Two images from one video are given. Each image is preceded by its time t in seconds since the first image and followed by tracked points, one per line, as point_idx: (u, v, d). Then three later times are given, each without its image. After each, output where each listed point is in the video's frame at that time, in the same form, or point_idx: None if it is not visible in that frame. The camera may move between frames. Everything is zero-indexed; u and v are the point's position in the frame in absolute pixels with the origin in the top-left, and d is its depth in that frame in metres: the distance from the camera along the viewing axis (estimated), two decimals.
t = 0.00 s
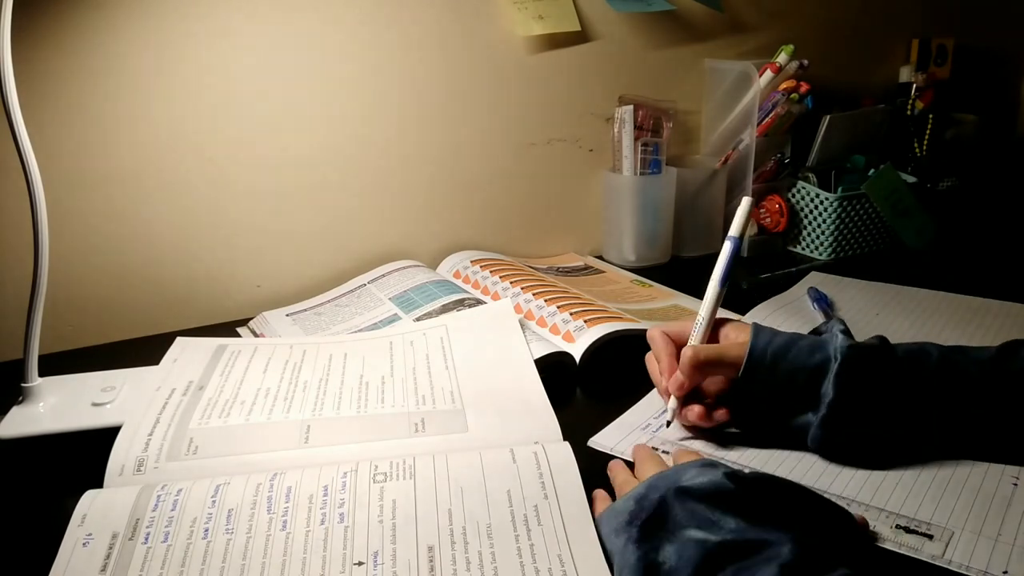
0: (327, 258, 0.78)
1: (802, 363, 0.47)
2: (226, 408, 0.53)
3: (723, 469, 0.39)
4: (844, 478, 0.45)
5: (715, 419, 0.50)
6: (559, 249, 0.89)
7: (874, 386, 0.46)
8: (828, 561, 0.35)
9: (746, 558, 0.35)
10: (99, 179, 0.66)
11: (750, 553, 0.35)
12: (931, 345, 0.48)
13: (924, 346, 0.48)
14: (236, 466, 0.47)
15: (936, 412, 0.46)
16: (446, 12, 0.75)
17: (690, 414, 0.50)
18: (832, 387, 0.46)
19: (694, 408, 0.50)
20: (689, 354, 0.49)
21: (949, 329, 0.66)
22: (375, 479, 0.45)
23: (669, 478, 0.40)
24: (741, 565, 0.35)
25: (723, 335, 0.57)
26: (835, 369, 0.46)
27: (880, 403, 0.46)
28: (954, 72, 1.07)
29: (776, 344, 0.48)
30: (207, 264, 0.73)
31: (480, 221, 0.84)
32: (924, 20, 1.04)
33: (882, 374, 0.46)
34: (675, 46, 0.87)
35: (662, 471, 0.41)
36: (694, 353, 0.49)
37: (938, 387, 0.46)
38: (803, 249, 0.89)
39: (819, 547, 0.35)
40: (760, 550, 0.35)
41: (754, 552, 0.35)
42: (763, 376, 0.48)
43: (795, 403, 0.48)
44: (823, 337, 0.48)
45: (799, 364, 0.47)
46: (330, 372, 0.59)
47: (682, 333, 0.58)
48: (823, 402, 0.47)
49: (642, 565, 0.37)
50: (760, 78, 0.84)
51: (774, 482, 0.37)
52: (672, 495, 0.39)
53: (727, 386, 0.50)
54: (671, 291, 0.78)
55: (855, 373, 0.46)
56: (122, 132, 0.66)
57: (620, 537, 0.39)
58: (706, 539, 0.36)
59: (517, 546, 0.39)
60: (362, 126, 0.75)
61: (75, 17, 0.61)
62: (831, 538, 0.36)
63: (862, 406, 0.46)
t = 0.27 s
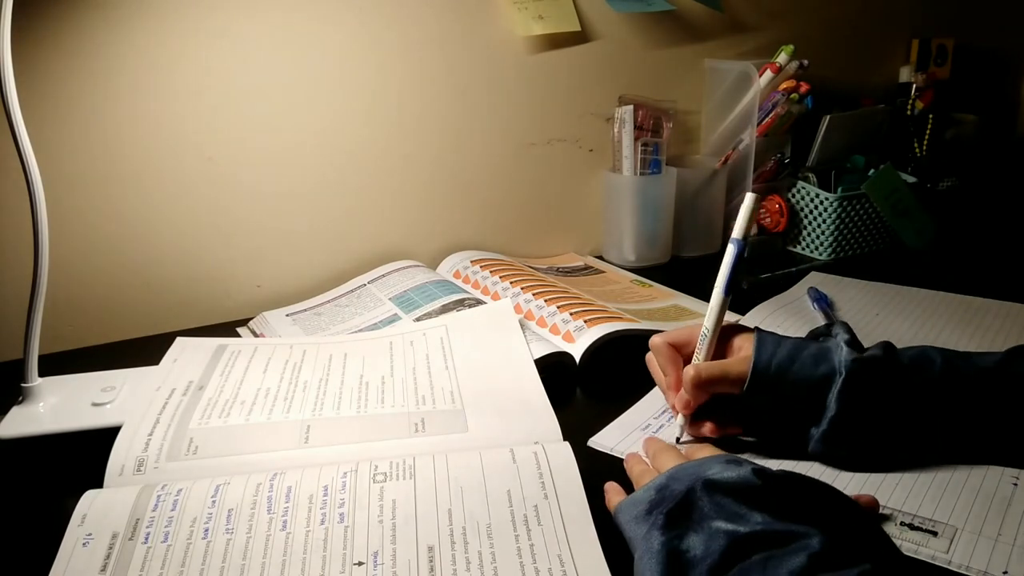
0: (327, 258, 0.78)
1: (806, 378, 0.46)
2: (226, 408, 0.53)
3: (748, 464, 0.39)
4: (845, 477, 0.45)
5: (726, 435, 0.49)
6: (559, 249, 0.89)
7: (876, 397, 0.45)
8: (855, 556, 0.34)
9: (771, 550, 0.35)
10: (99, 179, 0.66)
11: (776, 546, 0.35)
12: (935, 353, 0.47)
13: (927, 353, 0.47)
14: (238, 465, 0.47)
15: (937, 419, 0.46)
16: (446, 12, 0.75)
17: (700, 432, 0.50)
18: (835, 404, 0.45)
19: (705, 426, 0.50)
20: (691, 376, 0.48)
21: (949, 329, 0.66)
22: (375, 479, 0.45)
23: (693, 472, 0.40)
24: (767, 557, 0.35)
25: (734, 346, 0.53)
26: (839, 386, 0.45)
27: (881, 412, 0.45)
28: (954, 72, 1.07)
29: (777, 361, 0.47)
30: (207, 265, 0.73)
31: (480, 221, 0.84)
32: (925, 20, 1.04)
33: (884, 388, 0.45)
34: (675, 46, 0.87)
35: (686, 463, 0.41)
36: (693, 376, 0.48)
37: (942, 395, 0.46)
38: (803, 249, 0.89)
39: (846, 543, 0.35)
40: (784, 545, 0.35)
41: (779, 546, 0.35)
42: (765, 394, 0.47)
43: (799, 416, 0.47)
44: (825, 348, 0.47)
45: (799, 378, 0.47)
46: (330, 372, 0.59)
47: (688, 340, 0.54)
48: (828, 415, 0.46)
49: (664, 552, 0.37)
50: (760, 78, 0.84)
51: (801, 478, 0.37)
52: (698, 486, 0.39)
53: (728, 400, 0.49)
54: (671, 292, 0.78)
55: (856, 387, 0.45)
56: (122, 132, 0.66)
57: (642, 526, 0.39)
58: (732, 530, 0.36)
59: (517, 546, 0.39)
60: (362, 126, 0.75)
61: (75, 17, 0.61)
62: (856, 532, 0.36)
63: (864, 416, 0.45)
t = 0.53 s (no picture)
0: (327, 258, 0.78)
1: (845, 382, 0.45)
2: (226, 408, 0.53)
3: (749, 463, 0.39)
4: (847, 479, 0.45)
5: (773, 449, 0.47)
6: (559, 249, 0.89)
7: (910, 404, 0.44)
8: (856, 556, 0.34)
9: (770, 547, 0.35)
10: (99, 179, 0.66)
11: (776, 544, 0.35)
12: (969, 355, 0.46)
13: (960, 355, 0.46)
14: (239, 465, 0.47)
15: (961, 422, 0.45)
16: (446, 12, 0.75)
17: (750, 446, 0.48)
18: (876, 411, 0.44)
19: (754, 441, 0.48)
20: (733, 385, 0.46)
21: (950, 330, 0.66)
22: (375, 479, 0.45)
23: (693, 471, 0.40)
24: (767, 556, 0.35)
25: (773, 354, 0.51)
26: (883, 391, 0.44)
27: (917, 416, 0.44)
28: (954, 72, 1.07)
29: (823, 362, 0.46)
30: (207, 265, 0.73)
31: (480, 221, 0.84)
32: (924, 20, 1.04)
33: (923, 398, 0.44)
34: (675, 46, 0.87)
35: (686, 462, 0.41)
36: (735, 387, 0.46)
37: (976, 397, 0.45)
38: (803, 249, 0.89)
39: (848, 543, 0.35)
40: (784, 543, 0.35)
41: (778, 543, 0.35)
42: (809, 395, 0.45)
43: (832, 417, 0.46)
44: (864, 355, 0.46)
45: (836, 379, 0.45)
46: (330, 372, 0.59)
47: (725, 349, 0.53)
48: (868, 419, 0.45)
49: (664, 551, 0.37)
50: (760, 78, 0.84)
51: (800, 476, 0.37)
52: (698, 485, 0.39)
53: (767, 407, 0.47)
54: (671, 291, 0.78)
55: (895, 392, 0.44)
56: (122, 132, 0.66)
57: (643, 525, 0.39)
58: (732, 528, 0.36)
59: (517, 546, 0.39)
60: (362, 126, 0.75)
61: (75, 17, 0.61)
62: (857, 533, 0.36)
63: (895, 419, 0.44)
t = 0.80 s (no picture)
0: (327, 258, 0.78)
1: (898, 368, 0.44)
2: (226, 408, 0.53)
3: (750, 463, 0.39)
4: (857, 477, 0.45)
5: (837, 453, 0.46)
6: (559, 249, 0.89)
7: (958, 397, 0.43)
8: (855, 556, 0.34)
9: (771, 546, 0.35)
10: (99, 179, 0.66)
11: (775, 544, 0.35)
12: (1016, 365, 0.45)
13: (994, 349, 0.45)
14: (240, 465, 0.47)
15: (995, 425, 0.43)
16: (446, 12, 0.75)
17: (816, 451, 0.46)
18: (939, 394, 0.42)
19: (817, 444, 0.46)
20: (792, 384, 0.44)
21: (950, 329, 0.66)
22: (375, 479, 0.45)
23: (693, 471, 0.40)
24: (766, 555, 0.35)
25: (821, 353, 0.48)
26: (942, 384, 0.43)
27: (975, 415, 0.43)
28: (954, 72, 1.07)
29: (880, 357, 0.44)
30: (207, 265, 0.73)
31: (480, 221, 0.84)
32: (924, 20, 1.04)
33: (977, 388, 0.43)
34: (675, 46, 0.87)
35: (686, 463, 0.41)
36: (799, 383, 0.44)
37: None
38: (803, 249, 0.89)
39: (847, 543, 0.35)
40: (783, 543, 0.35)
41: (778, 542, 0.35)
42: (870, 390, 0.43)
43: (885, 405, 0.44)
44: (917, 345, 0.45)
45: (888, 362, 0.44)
46: (330, 372, 0.59)
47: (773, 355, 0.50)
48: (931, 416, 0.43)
49: (665, 550, 0.37)
50: (760, 78, 0.84)
51: (800, 477, 0.37)
52: (698, 485, 0.39)
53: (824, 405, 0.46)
54: (671, 291, 0.78)
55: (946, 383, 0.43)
56: (122, 131, 0.66)
57: (643, 525, 0.39)
58: (732, 528, 0.36)
59: (517, 546, 0.39)
60: (362, 126, 0.75)
61: (75, 17, 0.61)
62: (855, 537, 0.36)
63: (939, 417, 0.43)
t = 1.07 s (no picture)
0: (327, 258, 0.78)
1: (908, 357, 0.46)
2: (226, 409, 0.53)
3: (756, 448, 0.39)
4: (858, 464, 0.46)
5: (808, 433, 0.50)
6: (559, 249, 0.89)
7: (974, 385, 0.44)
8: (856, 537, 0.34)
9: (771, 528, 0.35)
10: (99, 179, 0.66)
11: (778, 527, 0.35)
12: None
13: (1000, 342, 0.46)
14: (240, 465, 0.47)
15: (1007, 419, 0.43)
16: (445, 12, 0.75)
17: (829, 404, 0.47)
18: (946, 384, 0.44)
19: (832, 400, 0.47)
20: (800, 331, 0.50)
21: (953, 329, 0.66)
22: (375, 479, 0.45)
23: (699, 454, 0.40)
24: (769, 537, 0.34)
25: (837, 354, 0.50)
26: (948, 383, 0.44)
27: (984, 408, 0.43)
28: (954, 72, 1.07)
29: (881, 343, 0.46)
30: (207, 265, 0.73)
31: (480, 221, 0.84)
32: (924, 20, 1.04)
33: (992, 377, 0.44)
34: (675, 46, 0.87)
35: (691, 450, 0.40)
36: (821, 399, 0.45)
37: None
38: (803, 249, 0.89)
39: (849, 525, 0.34)
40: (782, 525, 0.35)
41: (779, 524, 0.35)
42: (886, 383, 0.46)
43: (904, 404, 0.46)
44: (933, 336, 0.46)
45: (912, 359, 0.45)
46: (330, 372, 0.59)
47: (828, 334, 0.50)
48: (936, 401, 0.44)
49: (671, 534, 0.37)
50: (760, 78, 0.84)
51: (804, 463, 0.38)
52: (703, 470, 0.38)
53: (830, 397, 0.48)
54: (671, 291, 0.78)
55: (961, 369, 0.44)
56: (122, 131, 0.66)
57: (649, 511, 0.39)
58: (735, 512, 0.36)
59: (517, 546, 0.39)
60: (362, 127, 0.75)
61: (75, 17, 0.61)
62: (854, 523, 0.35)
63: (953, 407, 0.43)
